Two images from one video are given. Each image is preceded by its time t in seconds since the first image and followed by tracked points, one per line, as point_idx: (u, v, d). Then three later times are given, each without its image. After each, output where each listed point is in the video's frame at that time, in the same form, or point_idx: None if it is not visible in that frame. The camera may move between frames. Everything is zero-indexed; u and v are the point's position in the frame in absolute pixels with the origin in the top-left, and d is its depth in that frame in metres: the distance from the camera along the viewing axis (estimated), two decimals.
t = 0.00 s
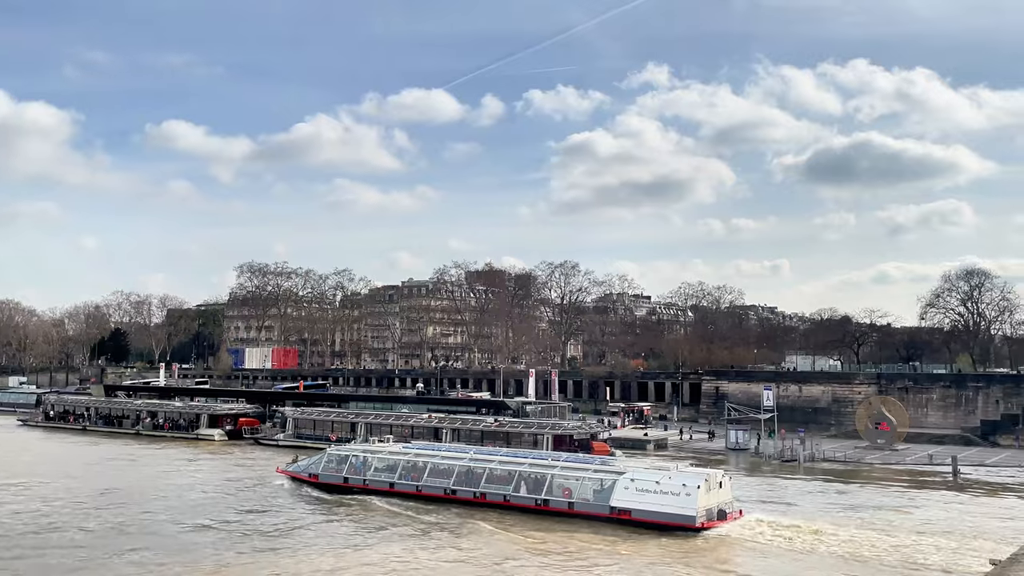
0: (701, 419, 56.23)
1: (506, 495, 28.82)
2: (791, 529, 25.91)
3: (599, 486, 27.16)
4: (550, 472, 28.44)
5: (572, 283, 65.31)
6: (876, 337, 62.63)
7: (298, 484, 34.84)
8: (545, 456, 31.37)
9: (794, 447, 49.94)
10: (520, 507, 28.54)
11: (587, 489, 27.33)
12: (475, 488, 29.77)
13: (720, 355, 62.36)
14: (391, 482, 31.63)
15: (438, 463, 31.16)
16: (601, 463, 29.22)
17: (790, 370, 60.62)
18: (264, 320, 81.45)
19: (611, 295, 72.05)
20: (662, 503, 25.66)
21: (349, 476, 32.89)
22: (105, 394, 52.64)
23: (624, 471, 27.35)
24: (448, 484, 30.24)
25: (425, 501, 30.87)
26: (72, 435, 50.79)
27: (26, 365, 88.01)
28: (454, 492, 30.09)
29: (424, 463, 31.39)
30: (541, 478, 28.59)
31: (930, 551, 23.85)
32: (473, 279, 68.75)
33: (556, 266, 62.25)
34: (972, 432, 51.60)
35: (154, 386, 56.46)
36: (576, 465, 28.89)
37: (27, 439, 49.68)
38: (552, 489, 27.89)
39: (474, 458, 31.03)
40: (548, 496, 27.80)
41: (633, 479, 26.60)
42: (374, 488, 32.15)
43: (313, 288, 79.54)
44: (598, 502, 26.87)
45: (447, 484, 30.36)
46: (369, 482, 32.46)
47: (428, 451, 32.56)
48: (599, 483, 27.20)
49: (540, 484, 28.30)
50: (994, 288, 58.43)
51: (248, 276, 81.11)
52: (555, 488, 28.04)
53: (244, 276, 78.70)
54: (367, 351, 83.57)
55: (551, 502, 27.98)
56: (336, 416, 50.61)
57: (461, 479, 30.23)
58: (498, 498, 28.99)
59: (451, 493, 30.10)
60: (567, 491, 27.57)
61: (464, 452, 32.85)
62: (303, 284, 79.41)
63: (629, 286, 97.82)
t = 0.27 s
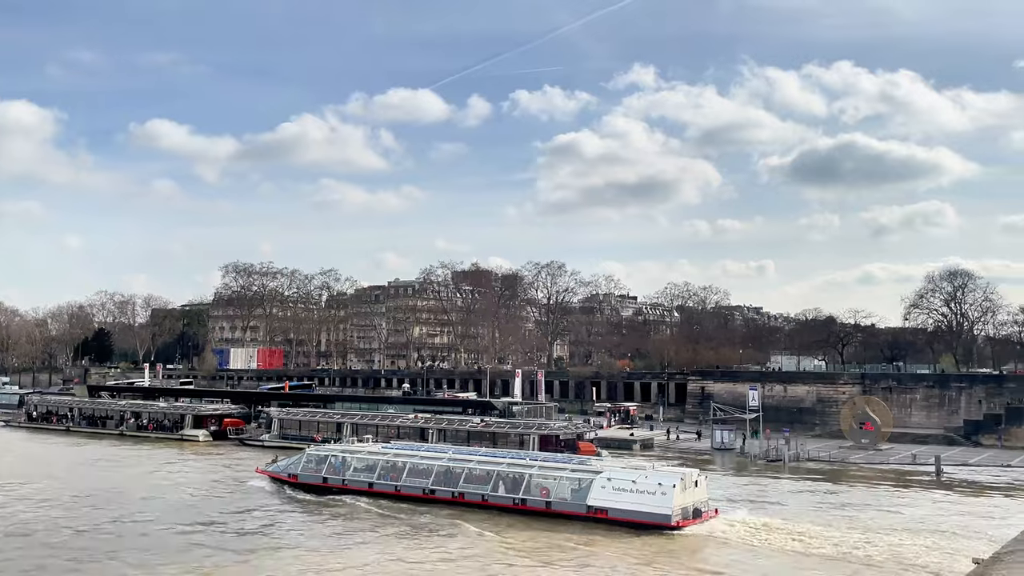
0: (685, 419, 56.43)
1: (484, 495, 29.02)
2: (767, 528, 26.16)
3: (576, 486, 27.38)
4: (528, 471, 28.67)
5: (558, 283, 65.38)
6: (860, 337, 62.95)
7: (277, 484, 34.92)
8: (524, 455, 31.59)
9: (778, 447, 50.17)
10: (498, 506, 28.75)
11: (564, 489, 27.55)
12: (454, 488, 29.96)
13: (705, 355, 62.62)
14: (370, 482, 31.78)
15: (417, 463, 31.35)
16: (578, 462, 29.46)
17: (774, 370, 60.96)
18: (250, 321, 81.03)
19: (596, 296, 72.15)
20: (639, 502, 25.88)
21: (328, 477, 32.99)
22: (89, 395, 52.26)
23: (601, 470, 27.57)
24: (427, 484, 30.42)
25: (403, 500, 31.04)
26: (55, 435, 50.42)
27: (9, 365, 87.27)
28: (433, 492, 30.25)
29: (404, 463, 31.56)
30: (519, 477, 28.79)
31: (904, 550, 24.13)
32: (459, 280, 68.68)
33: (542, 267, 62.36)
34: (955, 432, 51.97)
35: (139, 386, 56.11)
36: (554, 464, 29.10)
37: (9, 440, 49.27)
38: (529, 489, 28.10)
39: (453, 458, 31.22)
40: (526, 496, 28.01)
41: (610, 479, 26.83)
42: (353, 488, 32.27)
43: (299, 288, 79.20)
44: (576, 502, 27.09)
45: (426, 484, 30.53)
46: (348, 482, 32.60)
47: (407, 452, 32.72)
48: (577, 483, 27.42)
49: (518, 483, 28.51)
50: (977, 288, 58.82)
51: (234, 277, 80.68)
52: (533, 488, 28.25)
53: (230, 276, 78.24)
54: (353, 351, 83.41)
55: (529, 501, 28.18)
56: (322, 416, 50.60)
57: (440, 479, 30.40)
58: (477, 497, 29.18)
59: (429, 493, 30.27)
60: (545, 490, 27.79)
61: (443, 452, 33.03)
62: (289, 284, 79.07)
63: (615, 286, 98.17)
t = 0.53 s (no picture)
0: (668, 413, 58.86)
1: (468, 486, 31.30)
2: (732, 516, 28.37)
3: (555, 477, 29.62)
4: (508, 464, 30.96)
5: (545, 283, 68.13)
6: (833, 335, 65.82)
7: (272, 476, 37.38)
8: (505, 449, 33.88)
9: (756, 441, 52.73)
10: (481, 497, 31.06)
11: (544, 480, 29.76)
12: (438, 479, 32.26)
13: (688, 352, 65.21)
14: (359, 474, 34.14)
15: (404, 456, 33.70)
16: (555, 455, 31.75)
17: (753, 367, 63.63)
18: (249, 320, 82.90)
19: (584, 295, 74.46)
20: (614, 493, 28.10)
21: (319, 469, 35.43)
22: (94, 390, 54.02)
23: (579, 462, 29.82)
24: (413, 475, 32.75)
25: (391, 490, 33.38)
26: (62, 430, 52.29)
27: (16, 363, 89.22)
28: (419, 483, 32.52)
29: (391, 456, 33.92)
30: (501, 469, 31.08)
31: (855, 537, 26.41)
32: (451, 281, 70.79)
33: (531, 268, 64.70)
34: (923, 425, 54.58)
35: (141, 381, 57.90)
36: (534, 457, 31.39)
37: (17, 434, 51.09)
38: (511, 480, 30.36)
39: (438, 451, 33.54)
40: (508, 487, 30.28)
41: (588, 471, 29.04)
42: (343, 479, 34.68)
43: (296, 287, 81.05)
44: (556, 492, 29.34)
45: (413, 476, 32.85)
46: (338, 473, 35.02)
47: (395, 445, 35.08)
48: (556, 475, 29.65)
49: (500, 475, 30.79)
50: (944, 289, 62.00)
51: (233, 277, 82.58)
52: (514, 479, 30.52)
53: (229, 276, 80.00)
54: (348, 349, 85.53)
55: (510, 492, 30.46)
56: (319, 411, 52.69)
57: (427, 471, 32.71)
58: (461, 488, 31.47)
59: (416, 484, 32.59)
60: (526, 481, 30.05)
61: (430, 445, 35.32)
62: (287, 284, 80.84)
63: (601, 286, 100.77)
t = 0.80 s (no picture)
0: (651, 408, 61.79)
1: (455, 476, 33.93)
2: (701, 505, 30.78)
3: (537, 468, 32.23)
4: (491, 455, 33.66)
5: (534, 284, 71.42)
6: (807, 333, 69.32)
7: (269, 466, 40.06)
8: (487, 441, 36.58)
9: (733, 433, 55.90)
10: (466, 486, 33.72)
11: (527, 470, 32.37)
12: (426, 470, 34.97)
13: (670, 349, 68.48)
14: (353, 465, 36.83)
15: (394, 448, 36.44)
16: (534, 447, 34.46)
17: (731, 363, 66.97)
18: (252, 319, 85.56)
19: (571, 295, 77.47)
20: (592, 482, 30.60)
21: (314, 460, 38.11)
22: (103, 385, 56.41)
23: (558, 454, 32.42)
24: (403, 466, 35.51)
25: (382, 480, 36.12)
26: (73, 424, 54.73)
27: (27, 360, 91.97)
28: (409, 473, 35.26)
29: (382, 448, 36.62)
30: (484, 461, 33.80)
31: (812, 520, 28.72)
32: (444, 281, 73.62)
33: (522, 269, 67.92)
34: (892, 419, 57.61)
35: (147, 376, 60.28)
36: (517, 450, 33.94)
37: (31, 428, 53.48)
38: (495, 470, 32.96)
39: (425, 443, 36.26)
40: (492, 477, 32.89)
41: (568, 462, 31.56)
42: (337, 470, 37.40)
43: (297, 288, 83.74)
44: (538, 481, 31.91)
45: (403, 467, 35.59)
46: (332, 464, 37.72)
47: (385, 438, 37.80)
48: (538, 465, 32.22)
49: (485, 466, 33.47)
50: (911, 290, 65.59)
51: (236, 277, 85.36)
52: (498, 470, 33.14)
53: (232, 277, 82.61)
54: (346, 347, 88.37)
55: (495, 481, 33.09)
56: (318, 406, 55.28)
57: (415, 463, 35.44)
58: (448, 478, 34.12)
59: (405, 474, 35.31)
60: (509, 472, 32.66)
61: (417, 438, 38.04)
62: (289, 284, 83.51)
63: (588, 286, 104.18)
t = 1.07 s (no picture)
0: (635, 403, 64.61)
1: (440, 467, 32.91)
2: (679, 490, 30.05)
3: (519, 459, 31.19)
4: (477, 447, 32.48)
5: (524, 285, 74.69)
6: (784, 332, 72.35)
7: (262, 460, 38.74)
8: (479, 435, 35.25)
9: (713, 426, 58.75)
10: (452, 478, 32.65)
11: (509, 462, 31.32)
12: (414, 462, 33.78)
13: (654, 347, 71.65)
14: (343, 458, 35.66)
15: (383, 441, 35.26)
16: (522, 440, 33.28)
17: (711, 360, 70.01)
18: (252, 318, 88.22)
19: (559, 294, 80.28)
20: (570, 473, 29.57)
21: (307, 453, 36.94)
22: (110, 382, 58.68)
23: (541, 446, 31.31)
24: (392, 458, 34.24)
25: (371, 473, 34.86)
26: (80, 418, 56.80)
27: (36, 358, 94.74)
28: (397, 465, 34.02)
29: (372, 441, 35.45)
30: (470, 453, 32.61)
31: (776, 496, 29.12)
32: (438, 282, 76.38)
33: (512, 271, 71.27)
34: (863, 412, 60.75)
35: (151, 373, 62.53)
36: (501, 441, 32.91)
37: (40, 421, 55.57)
38: (478, 461, 31.92)
39: (415, 436, 35.07)
40: (476, 468, 31.86)
41: (548, 453, 30.54)
42: (329, 463, 36.22)
43: (296, 288, 86.42)
44: (519, 472, 30.89)
45: (391, 459, 34.34)
46: (324, 458, 36.50)
47: (378, 431, 36.55)
48: (518, 457, 31.21)
49: (470, 457, 32.35)
50: (882, 291, 68.78)
51: (238, 278, 88.20)
52: (480, 462, 32.09)
53: (235, 278, 85.44)
54: (342, 345, 91.00)
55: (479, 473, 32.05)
56: (317, 402, 57.30)
57: (404, 455, 34.22)
58: (433, 470, 33.07)
59: (394, 466, 34.06)
60: (491, 463, 31.68)
61: (411, 432, 36.75)
62: (289, 285, 86.25)
63: (576, 287, 107.25)
